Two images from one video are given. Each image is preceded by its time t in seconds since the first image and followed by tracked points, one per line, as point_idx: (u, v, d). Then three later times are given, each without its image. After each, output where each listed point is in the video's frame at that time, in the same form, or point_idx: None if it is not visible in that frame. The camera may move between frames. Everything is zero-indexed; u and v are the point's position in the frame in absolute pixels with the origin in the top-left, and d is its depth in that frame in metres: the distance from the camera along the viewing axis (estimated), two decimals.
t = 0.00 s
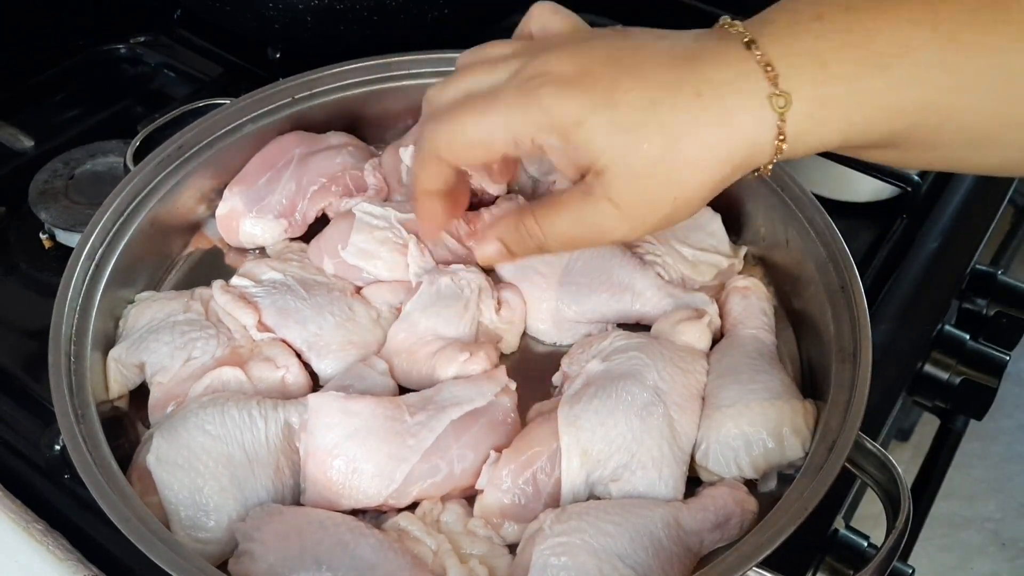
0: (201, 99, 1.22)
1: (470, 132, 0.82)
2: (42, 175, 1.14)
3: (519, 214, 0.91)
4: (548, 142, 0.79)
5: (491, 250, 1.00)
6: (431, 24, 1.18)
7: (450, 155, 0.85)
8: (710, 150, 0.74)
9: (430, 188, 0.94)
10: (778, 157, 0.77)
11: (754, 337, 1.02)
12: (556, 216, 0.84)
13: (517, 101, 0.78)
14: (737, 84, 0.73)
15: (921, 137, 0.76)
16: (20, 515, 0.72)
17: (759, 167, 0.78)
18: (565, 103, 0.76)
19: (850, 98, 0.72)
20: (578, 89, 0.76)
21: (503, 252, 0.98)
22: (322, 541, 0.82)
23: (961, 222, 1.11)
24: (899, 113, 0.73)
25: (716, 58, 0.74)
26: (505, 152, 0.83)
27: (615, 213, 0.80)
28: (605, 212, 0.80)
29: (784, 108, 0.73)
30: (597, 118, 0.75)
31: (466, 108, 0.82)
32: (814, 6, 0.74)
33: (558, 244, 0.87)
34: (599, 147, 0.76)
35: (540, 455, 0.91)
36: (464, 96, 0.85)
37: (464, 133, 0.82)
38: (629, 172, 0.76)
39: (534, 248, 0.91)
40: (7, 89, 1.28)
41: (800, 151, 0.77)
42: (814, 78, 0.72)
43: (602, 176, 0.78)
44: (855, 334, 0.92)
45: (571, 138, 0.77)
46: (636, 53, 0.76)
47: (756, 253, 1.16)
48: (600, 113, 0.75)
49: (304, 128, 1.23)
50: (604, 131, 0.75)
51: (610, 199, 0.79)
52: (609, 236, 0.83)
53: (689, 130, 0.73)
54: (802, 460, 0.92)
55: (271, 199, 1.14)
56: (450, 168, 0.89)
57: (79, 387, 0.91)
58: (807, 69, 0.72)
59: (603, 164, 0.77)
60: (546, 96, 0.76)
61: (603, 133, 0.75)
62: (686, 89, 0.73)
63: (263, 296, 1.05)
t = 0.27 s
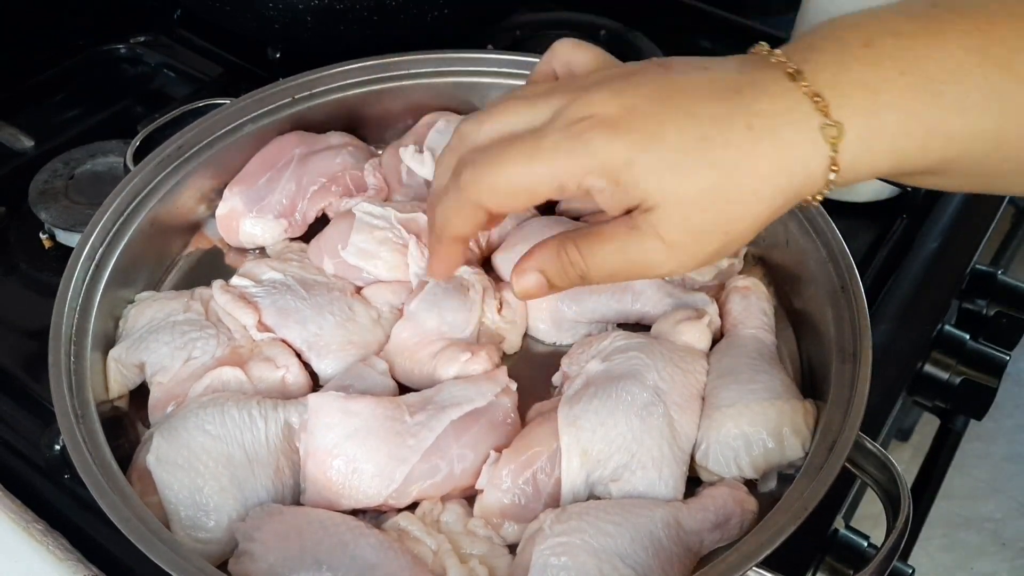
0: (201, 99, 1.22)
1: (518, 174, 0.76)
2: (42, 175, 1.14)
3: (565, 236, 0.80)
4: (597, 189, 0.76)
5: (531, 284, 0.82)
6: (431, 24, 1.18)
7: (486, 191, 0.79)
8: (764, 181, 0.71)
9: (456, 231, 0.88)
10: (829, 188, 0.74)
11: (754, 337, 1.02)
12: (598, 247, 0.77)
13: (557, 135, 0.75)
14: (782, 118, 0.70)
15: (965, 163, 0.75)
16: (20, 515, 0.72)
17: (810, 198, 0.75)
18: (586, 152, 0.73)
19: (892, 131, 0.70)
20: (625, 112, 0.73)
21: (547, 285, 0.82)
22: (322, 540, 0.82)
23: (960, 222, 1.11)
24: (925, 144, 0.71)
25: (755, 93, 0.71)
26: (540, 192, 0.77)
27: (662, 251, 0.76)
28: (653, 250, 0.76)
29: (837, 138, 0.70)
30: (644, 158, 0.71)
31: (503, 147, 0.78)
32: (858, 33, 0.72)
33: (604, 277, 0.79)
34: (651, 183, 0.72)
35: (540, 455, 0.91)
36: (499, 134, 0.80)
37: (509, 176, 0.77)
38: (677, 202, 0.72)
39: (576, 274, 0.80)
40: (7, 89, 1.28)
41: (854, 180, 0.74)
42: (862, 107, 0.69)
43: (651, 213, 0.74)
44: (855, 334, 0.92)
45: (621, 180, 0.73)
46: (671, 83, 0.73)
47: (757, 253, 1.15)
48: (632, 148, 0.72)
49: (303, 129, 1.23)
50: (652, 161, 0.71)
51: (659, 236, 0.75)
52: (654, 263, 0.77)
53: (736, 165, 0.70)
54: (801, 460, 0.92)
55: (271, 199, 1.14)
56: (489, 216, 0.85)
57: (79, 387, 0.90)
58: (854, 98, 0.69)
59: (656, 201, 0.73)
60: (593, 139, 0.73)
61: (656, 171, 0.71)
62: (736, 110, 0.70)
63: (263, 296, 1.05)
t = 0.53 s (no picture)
0: (201, 99, 1.22)
1: (553, 204, 0.75)
2: (42, 175, 1.14)
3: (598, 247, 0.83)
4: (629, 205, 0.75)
5: (567, 291, 0.86)
6: (431, 24, 1.18)
7: (530, 233, 0.79)
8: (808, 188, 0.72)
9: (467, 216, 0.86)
10: (867, 186, 0.75)
11: (754, 337, 1.02)
12: (634, 256, 0.79)
13: (590, 158, 0.74)
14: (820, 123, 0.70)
15: (1004, 158, 0.75)
16: (20, 514, 0.72)
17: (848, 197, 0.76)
18: (620, 174, 0.73)
19: (933, 126, 0.71)
20: (657, 144, 0.72)
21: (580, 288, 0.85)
22: (321, 540, 0.82)
23: (960, 222, 1.11)
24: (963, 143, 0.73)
25: (796, 98, 0.71)
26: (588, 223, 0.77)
27: (704, 259, 0.77)
28: (693, 259, 0.77)
29: (877, 134, 0.70)
30: (682, 172, 0.72)
31: (539, 185, 0.76)
32: (896, 30, 0.72)
33: (638, 284, 0.81)
34: (692, 198, 0.72)
35: (540, 456, 0.91)
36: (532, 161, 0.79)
37: (543, 216, 0.76)
38: (722, 216, 0.73)
39: (612, 279, 0.83)
40: (7, 89, 1.28)
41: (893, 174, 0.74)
42: (905, 104, 0.70)
43: (691, 221, 0.74)
44: (855, 335, 0.92)
45: (656, 193, 0.73)
46: (706, 96, 0.73)
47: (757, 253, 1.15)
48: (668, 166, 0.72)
49: (303, 129, 1.23)
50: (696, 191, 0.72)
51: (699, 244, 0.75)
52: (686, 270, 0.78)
53: (776, 168, 0.71)
54: (801, 460, 0.92)
55: (271, 199, 1.14)
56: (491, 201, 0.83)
57: (79, 387, 0.90)
58: (897, 94, 0.70)
59: (692, 211, 0.73)
60: (625, 153, 0.72)
61: (693, 181, 0.72)
62: (770, 114, 0.71)
63: (263, 296, 1.05)
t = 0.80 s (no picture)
0: (201, 99, 1.22)
1: (597, 78, 0.76)
2: (42, 175, 1.14)
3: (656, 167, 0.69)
4: (699, 96, 0.70)
5: (603, 220, 0.72)
6: (431, 24, 1.18)
7: (521, 108, 0.85)
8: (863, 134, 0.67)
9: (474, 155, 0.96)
10: (932, 136, 0.70)
11: (754, 337, 1.02)
12: (692, 176, 0.67)
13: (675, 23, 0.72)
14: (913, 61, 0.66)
15: None
16: (19, 514, 0.72)
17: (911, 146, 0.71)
18: (696, 52, 0.69)
19: (1011, 81, 0.69)
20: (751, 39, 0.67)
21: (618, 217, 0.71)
22: (321, 540, 0.82)
23: (960, 222, 1.11)
24: None
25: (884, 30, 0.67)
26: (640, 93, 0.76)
27: (764, 179, 0.67)
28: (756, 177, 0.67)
29: (958, 74, 0.67)
30: (763, 74, 0.66)
31: (602, 34, 0.75)
32: None
33: (687, 213, 0.69)
34: (763, 98, 0.66)
35: (540, 456, 0.91)
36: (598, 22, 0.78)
37: (601, 67, 0.75)
38: (790, 133, 0.66)
39: (654, 213, 0.70)
40: (8, 90, 1.28)
41: (958, 131, 0.71)
42: (989, 50, 0.67)
43: (754, 131, 0.67)
44: (854, 335, 0.92)
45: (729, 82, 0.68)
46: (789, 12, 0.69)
47: (757, 253, 1.15)
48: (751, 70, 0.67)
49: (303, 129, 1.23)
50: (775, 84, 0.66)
51: (764, 159, 0.67)
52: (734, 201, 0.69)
53: (863, 85, 0.66)
54: (801, 460, 0.92)
55: (271, 199, 1.14)
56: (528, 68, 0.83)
57: (79, 387, 0.90)
58: (979, 41, 0.67)
59: (759, 115, 0.67)
60: (702, 36, 0.69)
61: (768, 80, 0.66)
62: (854, 39, 0.66)
63: (263, 296, 1.05)
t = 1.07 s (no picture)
0: (201, 99, 1.22)
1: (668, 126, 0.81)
2: (42, 175, 1.14)
3: (729, 200, 0.83)
4: (772, 122, 0.80)
5: (692, 249, 0.87)
6: (431, 24, 1.18)
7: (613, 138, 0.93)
8: (941, 152, 0.76)
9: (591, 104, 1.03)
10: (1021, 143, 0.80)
11: (754, 337, 1.02)
12: (774, 200, 0.78)
13: (746, 62, 0.81)
14: (1002, 66, 0.75)
15: None
16: (19, 514, 0.72)
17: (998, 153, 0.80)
18: (761, 83, 0.79)
19: None
20: (820, 72, 0.77)
21: (704, 245, 0.86)
22: (321, 540, 0.82)
23: (960, 222, 1.11)
24: None
25: (968, 31, 0.77)
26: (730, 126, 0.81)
27: (846, 197, 0.77)
28: (836, 196, 0.77)
29: None
30: (831, 94, 0.77)
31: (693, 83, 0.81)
32: None
33: (771, 233, 0.80)
34: (836, 121, 0.76)
35: (540, 456, 0.91)
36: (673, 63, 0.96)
37: (675, 117, 0.81)
38: (867, 144, 0.76)
39: (740, 235, 0.83)
40: (8, 90, 1.28)
41: None
42: None
43: (833, 152, 0.77)
44: (854, 335, 0.92)
45: (803, 109, 0.78)
46: (882, 35, 0.78)
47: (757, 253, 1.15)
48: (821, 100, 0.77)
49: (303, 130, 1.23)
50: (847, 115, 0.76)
51: (841, 178, 0.77)
52: (815, 218, 0.79)
53: (946, 101, 0.75)
54: (801, 460, 0.92)
55: (271, 199, 1.14)
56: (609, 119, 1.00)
57: (79, 387, 0.90)
58: None
59: (833, 138, 0.77)
60: (771, 67, 0.79)
61: (838, 98, 0.76)
62: (934, 54, 0.76)
63: (263, 296, 1.05)
